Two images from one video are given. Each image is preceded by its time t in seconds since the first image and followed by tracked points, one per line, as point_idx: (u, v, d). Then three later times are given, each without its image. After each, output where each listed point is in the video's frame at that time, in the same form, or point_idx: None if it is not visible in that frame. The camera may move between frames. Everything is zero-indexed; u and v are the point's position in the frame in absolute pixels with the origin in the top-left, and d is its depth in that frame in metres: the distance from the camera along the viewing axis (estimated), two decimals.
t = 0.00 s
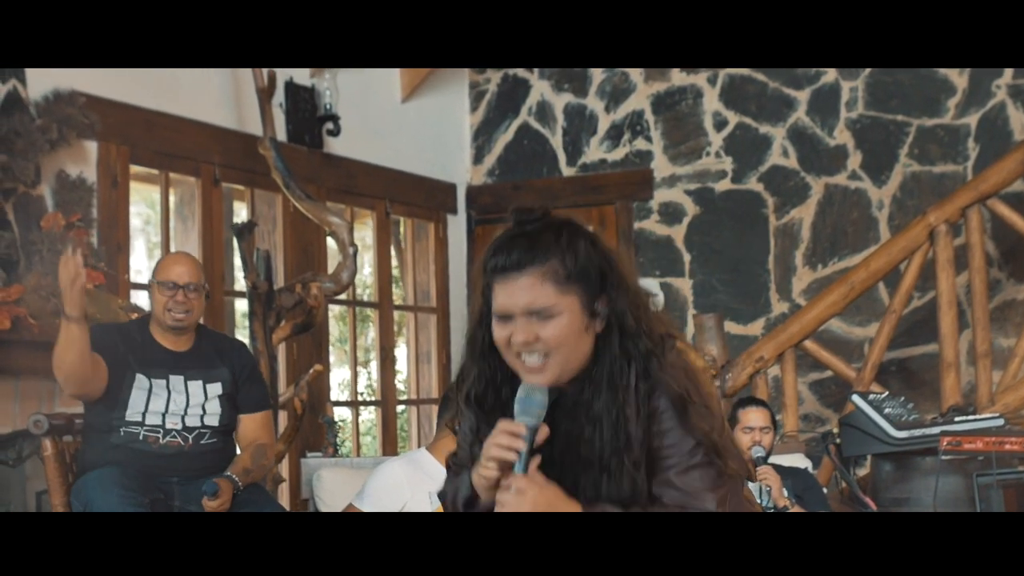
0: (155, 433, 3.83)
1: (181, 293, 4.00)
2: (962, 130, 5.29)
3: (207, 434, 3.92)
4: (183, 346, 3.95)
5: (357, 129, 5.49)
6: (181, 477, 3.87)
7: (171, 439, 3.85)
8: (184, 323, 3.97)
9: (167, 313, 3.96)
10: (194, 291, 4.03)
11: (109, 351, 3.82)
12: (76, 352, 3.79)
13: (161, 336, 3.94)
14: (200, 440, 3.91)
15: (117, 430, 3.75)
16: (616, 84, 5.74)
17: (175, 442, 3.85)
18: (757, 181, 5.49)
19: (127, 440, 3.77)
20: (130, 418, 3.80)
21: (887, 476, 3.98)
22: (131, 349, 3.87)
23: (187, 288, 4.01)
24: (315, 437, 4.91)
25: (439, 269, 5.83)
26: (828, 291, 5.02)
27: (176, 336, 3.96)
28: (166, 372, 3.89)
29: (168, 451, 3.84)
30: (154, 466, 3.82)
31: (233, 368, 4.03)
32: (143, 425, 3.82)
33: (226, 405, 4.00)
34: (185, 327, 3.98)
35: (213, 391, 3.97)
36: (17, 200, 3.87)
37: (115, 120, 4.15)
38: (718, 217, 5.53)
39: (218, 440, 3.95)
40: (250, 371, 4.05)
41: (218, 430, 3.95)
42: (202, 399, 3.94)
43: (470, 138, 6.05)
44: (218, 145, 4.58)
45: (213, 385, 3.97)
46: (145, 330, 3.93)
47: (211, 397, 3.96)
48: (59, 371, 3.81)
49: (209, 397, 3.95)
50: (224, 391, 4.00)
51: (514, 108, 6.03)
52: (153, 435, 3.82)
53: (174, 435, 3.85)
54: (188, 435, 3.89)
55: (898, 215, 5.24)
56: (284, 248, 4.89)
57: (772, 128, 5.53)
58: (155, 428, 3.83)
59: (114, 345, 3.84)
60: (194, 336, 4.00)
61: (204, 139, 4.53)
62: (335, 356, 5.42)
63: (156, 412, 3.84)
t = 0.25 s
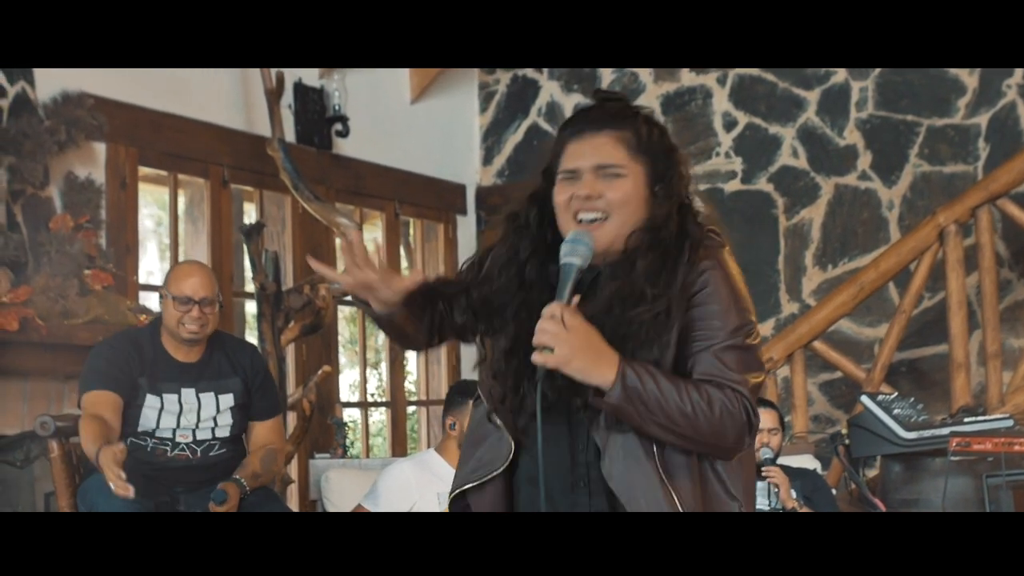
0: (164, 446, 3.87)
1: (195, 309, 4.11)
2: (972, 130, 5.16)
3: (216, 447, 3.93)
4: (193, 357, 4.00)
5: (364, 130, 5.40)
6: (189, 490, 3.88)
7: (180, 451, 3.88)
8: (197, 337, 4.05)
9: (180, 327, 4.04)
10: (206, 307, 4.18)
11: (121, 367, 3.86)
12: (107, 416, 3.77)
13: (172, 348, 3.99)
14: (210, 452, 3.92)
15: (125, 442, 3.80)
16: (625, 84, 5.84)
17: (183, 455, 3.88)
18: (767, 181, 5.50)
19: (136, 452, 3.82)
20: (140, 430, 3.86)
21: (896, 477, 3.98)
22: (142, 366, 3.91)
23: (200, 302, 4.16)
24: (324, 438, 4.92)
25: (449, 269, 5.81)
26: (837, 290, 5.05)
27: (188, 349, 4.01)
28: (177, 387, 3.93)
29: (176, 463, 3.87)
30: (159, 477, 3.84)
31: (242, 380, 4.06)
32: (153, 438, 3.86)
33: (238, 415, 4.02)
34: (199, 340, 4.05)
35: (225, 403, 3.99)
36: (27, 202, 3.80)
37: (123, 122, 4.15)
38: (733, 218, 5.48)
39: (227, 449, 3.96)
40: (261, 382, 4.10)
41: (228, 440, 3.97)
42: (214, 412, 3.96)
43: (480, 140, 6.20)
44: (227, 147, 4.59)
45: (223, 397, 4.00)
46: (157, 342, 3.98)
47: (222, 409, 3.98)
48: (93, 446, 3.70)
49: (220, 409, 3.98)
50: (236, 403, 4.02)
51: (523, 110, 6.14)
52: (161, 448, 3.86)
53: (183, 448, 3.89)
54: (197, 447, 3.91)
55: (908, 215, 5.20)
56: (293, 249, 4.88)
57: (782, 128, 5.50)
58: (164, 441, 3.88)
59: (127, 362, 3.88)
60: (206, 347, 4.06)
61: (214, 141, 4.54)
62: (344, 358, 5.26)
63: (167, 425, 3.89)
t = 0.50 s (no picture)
0: (168, 449, 3.94)
1: (198, 313, 4.20)
2: (982, 130, 5.14)
3: (222, 450, 4.05)
4: (198, 361, 4.12)
5: (373, 130, 5.41)
6: (194, 492, 3.97)
7: (184, 455, 3.96)
8: (201, 340, 4.15)
9: (186, 331, 4.13)
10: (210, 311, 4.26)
11: (125, 372, 3.91)
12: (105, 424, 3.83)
13: (177, 352, 4.08)
14: (215, 455, 4.03)
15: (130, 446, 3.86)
16: (634, 84, 5.87)
17: (187, 458, 3.96)
18: (776, 182, 5.47)
19: (141, 456, 3.88)
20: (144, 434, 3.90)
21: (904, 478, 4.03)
22: (145, 371, 3.97)
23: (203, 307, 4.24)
24: (332, 438, 4.94)
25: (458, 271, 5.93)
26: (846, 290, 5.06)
27: (192, 352, 4.12)
28: (181, 390, 4.02)
29: (180, 467, 3.95)
30: (163, 479, 3.92)
31: (247, 384, 4.23)
32: (157, 441, 3.92)
33: (243, 417, 4.17)
34: (203, 344, 4.15)
35: (229, 407, 4.14)
36: (34, 203, 3.81)
37: (131, 123, 4.16)
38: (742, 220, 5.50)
39: (232, 452, 4.10)
40: (268, 380, 4.29)
41: (233, 443, 4.10)
42: (219, 416, 4.09)
43: (490, 140, 6.23)
44: (235, 148, 4.60)
45: (227, 400, 4.15)
46: (161, 346, 4.06)
47: (226, 412, 4.12)
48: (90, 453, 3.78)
49: (225, 413, 4.11)
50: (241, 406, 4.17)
51: (532, 110, 6.16)
52: (166, 450, 3.93)
53: (188, 451, 3.97)
54: (202, 451, 4.00)
55: (918, 216, 5.17)
56: (302, 250, 4.90)
57: (791, 128, 5.49)
58: (169, 444, 3.94)
59: (131, 366, 3.93)
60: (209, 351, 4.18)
61: (221, 142, 4.54)
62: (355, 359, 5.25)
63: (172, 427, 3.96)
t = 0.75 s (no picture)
0: (172, 440, 4.02)
1: (200, 301, 4.27)
2: (993, 130, 5.11)
3: (224, 442, 4.15)
4: (202, 353, 4.21)
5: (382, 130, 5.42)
6: (199, 484, 4.06)
7: (187, 445, 4.05)
8: (203, 331, 4.23)
9: (189, 322, 4.21)
10: (211, 299, 4.32)
11: (126, 364, 4.00)
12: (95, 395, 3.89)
13: (181, 343, 4.17)
14: (218, 447, 4.13)
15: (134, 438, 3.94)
16: (645, 85, 5.87)
17: (191, 449, 4.05)
18: (788, 182, 5.46)
19: (145, 448, 3.95)
20: (147, 425, 3.99)
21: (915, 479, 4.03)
22: (148, 360, 4.07)
23: (205, 294, 4.29)
24: (342, 439, 4.95)
25: (468, 271, 5.91)
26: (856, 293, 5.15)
27: (195, 344, 4.21)
28: (183, 380, 4.14)
29: (184, 458, 4.03)
30: (166, 472, 3.99)
31: (250, 376, 4.31)
32: (161, 432, 4.00)
33: (245, 411, 4.26)
34: (205, 334, 4.24)
35: (231, 399, 4.22)
36: (44, 205, 3.83)
37: (140, 124, 4.17)
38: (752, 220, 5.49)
39: (236, 446, 4.19)
40: (273, 375, 4.37)
41: (236, 436, 4.20)
42: (221, 408, 4.19)
43: (501, 140, 6.24)
44: (245, 150, 4.61)
45: (230, 393, 4.23)
46: (164, 338, 4.14)
47: (228, 405, 4.20)
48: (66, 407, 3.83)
49: (227, 405, 4.20)
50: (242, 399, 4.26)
51: (542, 111, 6.16)
52: (169, 442, 4.01)
53: (192, 442, 4.06)
54: (205, 442, 4.10)
55: (929, 216, 5.14)
56: (312, 251, 4.90)
57: (802, 128, 5.48)
58: (172, 435, 4.03)
59: (133, 357, 4.02)
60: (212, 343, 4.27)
61: (230, 144, 4.55)
62: (366, 360, 5.27)
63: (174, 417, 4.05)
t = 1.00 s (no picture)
0: (177, 431, 3.92)
1: (200, 294, 4.19)
2: (1004, 130, 5.10)
3: (229, 432, 4.01)
4: (205, 346, 4.11)
5: (393, 131, 5.42)
6: (206, 475, 3.94)
7: (193, 435, 3.93)
8: (205, 324, 4.13)
9: (189, 315, 4.12)
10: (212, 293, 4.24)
11: (127, 357, 3.93)
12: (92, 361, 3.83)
13: (184, 339, 4.09)
14: (223, 437, 4.00)
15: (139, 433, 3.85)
16: (654, 85, 5.87)
17: (197, 438, 3.94)
18: (798, 183, 5.45)
19: (150, 441, 3.86)
20: (151, 417, 3.90)
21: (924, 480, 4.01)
22: (150, 351, 3.99)
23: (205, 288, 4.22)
24: (352, 439, 4.97)
25: (478, 272, 5.92)
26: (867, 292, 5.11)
27: (198, 338, 4.11)
28: (185, 370, 4.02)
29: (190, 447, 3.92)
30: (174, 464, 3.88)
31: (252, 370, 4.19)
32: (165, 424, 3.91)
33: (246, 402, 4.12)
34: (207, 328, 4.14)
35: (234, 389, 4.10)
36: (53, 207, 3.85)
37: (148, 125, 4.17)
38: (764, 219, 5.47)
39: (241, 438, 4.05)
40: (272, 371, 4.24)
41: (240, 428, 4.05)
42: (223, 397, 4.05)
43: (510, 141, 6.24)
44: (255, 151, 4.63)
45: (232, 384, 4.11)
46: (167, 334, 4.06)
47: (231, 394, 4.07)
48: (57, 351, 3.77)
49: (230, 394, 4.08)
50: (244, 390, 4.13)
51: (552, 112, 6.16)
52: (174, 432, 3.91)
53: (196, 431, 3.94)
54: (210, 431, 3.98)
55: (940, 216, 5.13)
56: (321, 252, 4.91)
57: (812, 129, 5.47)
58: (177, 425, 3.93)
59: (134, 349, 3.95)
60: (213, 337, 4.16)
61: (240, 145, 4.56)
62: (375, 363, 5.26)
63: (176, 407, 3.95)
